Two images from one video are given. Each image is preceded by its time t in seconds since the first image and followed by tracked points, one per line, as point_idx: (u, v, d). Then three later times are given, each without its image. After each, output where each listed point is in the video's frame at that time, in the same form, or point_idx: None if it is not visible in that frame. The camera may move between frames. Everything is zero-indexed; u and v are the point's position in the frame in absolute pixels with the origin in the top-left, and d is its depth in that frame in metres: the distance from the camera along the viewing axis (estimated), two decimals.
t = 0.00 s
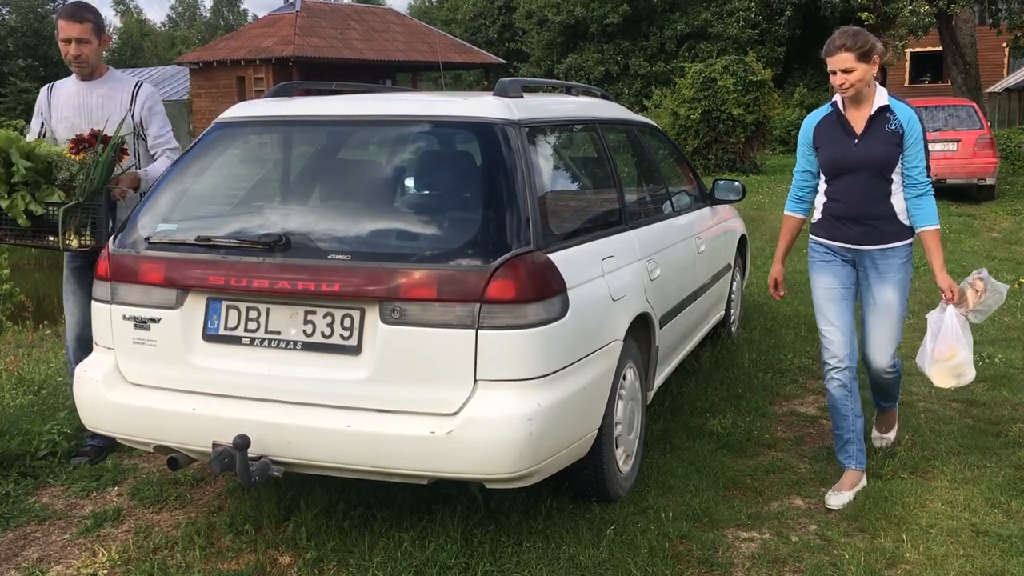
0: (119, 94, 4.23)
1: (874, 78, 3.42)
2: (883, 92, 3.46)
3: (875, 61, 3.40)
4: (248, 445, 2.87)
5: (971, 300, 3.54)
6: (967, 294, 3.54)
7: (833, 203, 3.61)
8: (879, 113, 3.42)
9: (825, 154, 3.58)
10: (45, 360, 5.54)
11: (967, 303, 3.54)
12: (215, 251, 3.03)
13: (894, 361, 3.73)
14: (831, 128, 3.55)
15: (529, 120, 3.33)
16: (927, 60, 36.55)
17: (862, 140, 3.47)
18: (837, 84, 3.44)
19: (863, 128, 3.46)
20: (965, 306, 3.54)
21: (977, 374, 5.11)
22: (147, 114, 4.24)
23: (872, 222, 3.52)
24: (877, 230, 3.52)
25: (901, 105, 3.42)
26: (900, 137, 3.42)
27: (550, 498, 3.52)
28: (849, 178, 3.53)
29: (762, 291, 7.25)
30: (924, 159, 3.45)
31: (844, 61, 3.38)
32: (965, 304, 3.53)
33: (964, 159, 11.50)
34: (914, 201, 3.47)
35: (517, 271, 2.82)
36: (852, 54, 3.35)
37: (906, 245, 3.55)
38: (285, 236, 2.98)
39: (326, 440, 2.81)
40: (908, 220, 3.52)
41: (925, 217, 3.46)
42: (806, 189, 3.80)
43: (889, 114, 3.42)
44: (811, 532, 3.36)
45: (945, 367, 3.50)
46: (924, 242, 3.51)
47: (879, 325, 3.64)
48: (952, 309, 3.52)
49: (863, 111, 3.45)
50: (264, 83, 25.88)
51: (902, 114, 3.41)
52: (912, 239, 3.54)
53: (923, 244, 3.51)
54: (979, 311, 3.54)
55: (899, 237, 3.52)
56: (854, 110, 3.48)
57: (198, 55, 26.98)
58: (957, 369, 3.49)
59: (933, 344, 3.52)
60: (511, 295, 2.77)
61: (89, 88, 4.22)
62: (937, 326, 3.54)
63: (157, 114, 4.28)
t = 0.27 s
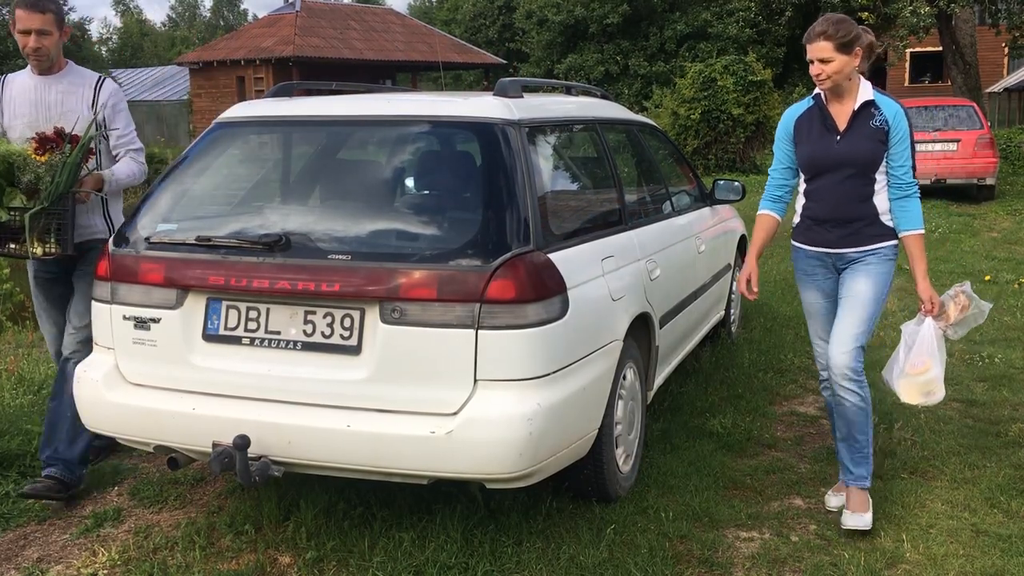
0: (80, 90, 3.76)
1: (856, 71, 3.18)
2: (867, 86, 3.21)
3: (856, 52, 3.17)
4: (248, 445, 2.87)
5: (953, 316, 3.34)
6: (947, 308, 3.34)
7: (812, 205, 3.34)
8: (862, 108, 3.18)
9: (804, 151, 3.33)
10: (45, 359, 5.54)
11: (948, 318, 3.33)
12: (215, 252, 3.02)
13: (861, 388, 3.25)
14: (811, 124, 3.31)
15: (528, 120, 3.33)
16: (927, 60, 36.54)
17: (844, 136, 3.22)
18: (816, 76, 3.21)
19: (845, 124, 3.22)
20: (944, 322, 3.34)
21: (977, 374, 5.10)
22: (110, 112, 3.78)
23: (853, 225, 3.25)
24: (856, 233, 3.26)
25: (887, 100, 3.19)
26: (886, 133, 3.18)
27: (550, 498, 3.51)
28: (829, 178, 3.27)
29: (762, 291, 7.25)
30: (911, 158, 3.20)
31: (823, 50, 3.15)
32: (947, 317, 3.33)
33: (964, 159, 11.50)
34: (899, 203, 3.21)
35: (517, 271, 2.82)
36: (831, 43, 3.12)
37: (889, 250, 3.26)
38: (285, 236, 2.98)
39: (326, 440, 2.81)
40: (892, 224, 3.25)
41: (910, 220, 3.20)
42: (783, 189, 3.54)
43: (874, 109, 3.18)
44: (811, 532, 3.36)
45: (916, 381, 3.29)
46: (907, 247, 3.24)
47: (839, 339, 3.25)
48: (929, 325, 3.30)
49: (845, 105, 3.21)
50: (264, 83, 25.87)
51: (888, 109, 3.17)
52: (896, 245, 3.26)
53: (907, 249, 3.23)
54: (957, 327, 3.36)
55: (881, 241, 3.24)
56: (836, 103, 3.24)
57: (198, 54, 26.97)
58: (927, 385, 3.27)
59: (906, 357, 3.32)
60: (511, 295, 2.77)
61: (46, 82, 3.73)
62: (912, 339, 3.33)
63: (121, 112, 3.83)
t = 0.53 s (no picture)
0: (48, 98, 3.48)
1: (830, 79, 2.90)
2: (847, 95, 2.91)
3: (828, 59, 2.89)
4: (248, 445, 2.87)
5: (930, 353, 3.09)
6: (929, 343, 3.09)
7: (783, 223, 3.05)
8: (839, 118, 2.88)
9: (776, 164, 3.03)
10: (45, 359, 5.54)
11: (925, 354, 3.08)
12: (215, 251, 3.02)
13: (835, 429, 2.94)
14: (785, 135, 3.01)
15: (528, 120, 3.32)
16: (927, 60, 36.53)
17: (819, 149, 2.92)
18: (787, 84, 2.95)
19: (821, 136, 2.92)
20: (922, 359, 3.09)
21: (977, 374, 5.10)
22: (79, 122, 3.50)
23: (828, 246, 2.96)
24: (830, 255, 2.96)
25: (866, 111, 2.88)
26: (864, 148, 2.86)
27: (550, 498, 3.51)
28: (802, 194, 2.98)
29: (762, 291, 7.25)
30: (892, 175, 2.87)
31: (793, 56, 2.90)
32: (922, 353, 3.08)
33: (964, 159, 11.50)
34: (879, 224, 2.89)
35: (517, 271, 2.82)
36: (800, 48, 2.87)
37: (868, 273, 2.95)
38: (285, 236, 2.98)
39: (326, 440, 2.81)
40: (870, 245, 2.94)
41: (889, 243, 2.87)
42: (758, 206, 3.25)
43: (852, 120, 2.87)
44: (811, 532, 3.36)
45: (893, 423, 3.05)
46: (884, 274, 2.91)
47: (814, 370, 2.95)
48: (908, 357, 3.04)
49: (821, 115, 2.92)
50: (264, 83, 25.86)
51: (867, 121, 2.85)
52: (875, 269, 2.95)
53: (884, 275, 2.90)
54: (935, 364, 3.10)
55: (857, 264, 2.93)
56: (812, 114, 2.95)
57: (198, 54, 26.96)
58: (903, 426, 3.04)
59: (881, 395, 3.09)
60: (511, 295, 2.77)
61: (10, 89, 3.43)
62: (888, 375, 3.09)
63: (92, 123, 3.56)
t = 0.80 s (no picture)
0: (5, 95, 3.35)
1: (793, 65, 2.70)
2: (813, 83, 2.71)
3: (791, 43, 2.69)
4: (248, 445, 2.87)
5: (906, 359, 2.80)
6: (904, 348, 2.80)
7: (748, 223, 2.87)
8: (802, 109, 2.69)
9: (739, 160, 2.85)
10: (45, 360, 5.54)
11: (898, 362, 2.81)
12: (215, 251, 3.02)
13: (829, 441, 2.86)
14: (748, 128, 2.82)
15: (528, 120, 3.32)
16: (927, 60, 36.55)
17: (781, 144, 2.74)
18: (747, 72, 2.75)
19: (783, 129, 2.73)
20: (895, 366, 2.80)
21: (976, 374, 5.09)
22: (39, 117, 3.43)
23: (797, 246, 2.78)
24: (800, 256, 2.78)
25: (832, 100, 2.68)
26: (830, 141, 2.67)
27: (550, 498, 3.51)
28: (767, 191, 2.80)
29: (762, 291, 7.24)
30: (861, 169, 2.69)
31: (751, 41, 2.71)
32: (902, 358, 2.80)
33: (964, 159, 11.50)
34: (850, 223, 2.70)
35: (517, 270, 2.82)
36: (759, 33, 2.68)
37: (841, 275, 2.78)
38: (285, 236, 2.98)
39: (326, 440, 2.81)
40: (843, 245, 2.76)
41: (862, 243, 2.69)
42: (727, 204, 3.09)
43: (816, 112, 2.67)
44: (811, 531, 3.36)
45: (866, 437, 2.79)
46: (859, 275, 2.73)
47: (800, 387, 2.83)
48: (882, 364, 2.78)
49: (785, 105, 2.73)
50: (264, 82, 25.86)
51: (832, 112, 2.66)
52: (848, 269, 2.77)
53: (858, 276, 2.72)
54: (914, 372, 2.82)
55: (828, 265, 2.76)
56: (777, 105, 2.76)
57: (198, 54, 26.96)
58: (878, 440, 2.78)
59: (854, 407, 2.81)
60: (511, 295, 2.77)
61: None
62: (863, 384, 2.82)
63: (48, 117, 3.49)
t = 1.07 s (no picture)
0: None
1: (721, 77, 2.51)
2: (746, 95, 2.50)
3: (717, 55, 2.50)
4: (248, 445, 2.87)
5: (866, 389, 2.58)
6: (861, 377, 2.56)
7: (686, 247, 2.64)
8: (735, 124, 2.47)
9: (674, 180, 2.62)
10: (45, 360, 5.55)
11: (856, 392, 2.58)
12: (215, 252, 3.02)
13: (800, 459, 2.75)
14: (682, 146, 2.60)
15: (528, 120, 3.32)
16: (927, 60, 36.57)
17: (714, 162, 2.51)
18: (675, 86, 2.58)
19: (716, 145, 2.51)
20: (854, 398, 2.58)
21: (977, 374, 5.09)
22: None
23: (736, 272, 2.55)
24: (738, 283, 2.55)
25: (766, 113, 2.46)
26: (765, 159, 2.45)
27: (550, 498, 3.51)
28: (702, 213, 2.57)
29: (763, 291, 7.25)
30: (801, 187, 2.46)
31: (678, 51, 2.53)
32: (858, 389, 2.57)
33: (965, 159, 11.50)
34: (792, 246, 2.48)
35: (517, 270, 2.82)
36: (686, 42, 2.50)
37: (785, 302, 2.55)
38: (285, 236, 2.98)
39: (327, 440, 2.81)
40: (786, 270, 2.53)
41: (806, 267, 2.46)
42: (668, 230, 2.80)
43: (750, 127, 2.46)
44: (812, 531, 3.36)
45: (831, 480, 2.57)
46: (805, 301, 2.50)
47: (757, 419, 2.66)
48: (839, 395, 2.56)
49: (717, 120, 2.53)
50: (264, 83, 25.86)
51: (767, 127, 2.44)
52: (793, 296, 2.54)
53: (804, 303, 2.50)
54: (874, 398, 2.60)
55: (771, 292, 2.54)
56: (709, 120, 2.56)
57: (199, 54, 26.96)
58: (844, 481, 2.56)
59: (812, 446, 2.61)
60: (511, 295, 2.77)
61: None
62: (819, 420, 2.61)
63: None
